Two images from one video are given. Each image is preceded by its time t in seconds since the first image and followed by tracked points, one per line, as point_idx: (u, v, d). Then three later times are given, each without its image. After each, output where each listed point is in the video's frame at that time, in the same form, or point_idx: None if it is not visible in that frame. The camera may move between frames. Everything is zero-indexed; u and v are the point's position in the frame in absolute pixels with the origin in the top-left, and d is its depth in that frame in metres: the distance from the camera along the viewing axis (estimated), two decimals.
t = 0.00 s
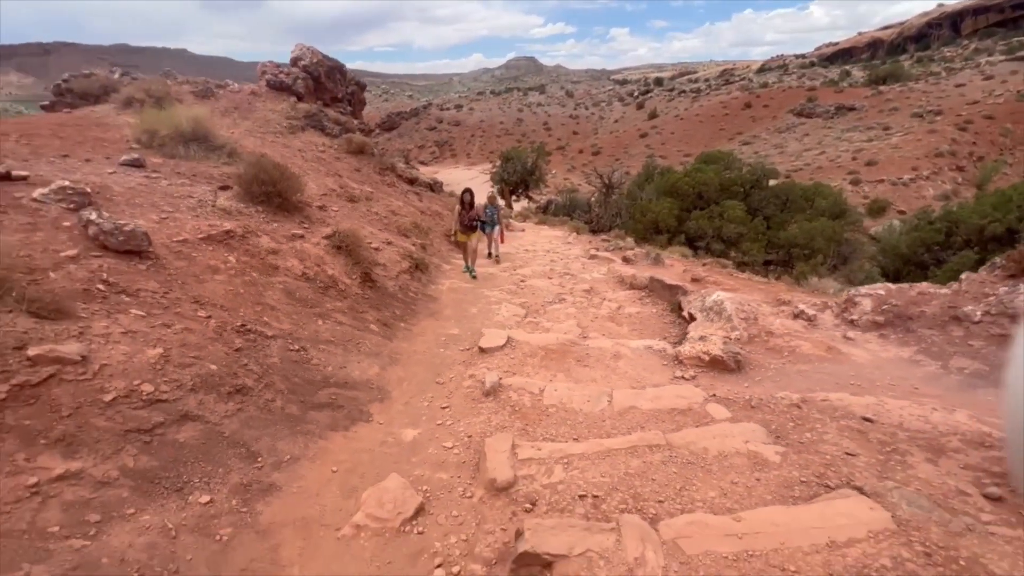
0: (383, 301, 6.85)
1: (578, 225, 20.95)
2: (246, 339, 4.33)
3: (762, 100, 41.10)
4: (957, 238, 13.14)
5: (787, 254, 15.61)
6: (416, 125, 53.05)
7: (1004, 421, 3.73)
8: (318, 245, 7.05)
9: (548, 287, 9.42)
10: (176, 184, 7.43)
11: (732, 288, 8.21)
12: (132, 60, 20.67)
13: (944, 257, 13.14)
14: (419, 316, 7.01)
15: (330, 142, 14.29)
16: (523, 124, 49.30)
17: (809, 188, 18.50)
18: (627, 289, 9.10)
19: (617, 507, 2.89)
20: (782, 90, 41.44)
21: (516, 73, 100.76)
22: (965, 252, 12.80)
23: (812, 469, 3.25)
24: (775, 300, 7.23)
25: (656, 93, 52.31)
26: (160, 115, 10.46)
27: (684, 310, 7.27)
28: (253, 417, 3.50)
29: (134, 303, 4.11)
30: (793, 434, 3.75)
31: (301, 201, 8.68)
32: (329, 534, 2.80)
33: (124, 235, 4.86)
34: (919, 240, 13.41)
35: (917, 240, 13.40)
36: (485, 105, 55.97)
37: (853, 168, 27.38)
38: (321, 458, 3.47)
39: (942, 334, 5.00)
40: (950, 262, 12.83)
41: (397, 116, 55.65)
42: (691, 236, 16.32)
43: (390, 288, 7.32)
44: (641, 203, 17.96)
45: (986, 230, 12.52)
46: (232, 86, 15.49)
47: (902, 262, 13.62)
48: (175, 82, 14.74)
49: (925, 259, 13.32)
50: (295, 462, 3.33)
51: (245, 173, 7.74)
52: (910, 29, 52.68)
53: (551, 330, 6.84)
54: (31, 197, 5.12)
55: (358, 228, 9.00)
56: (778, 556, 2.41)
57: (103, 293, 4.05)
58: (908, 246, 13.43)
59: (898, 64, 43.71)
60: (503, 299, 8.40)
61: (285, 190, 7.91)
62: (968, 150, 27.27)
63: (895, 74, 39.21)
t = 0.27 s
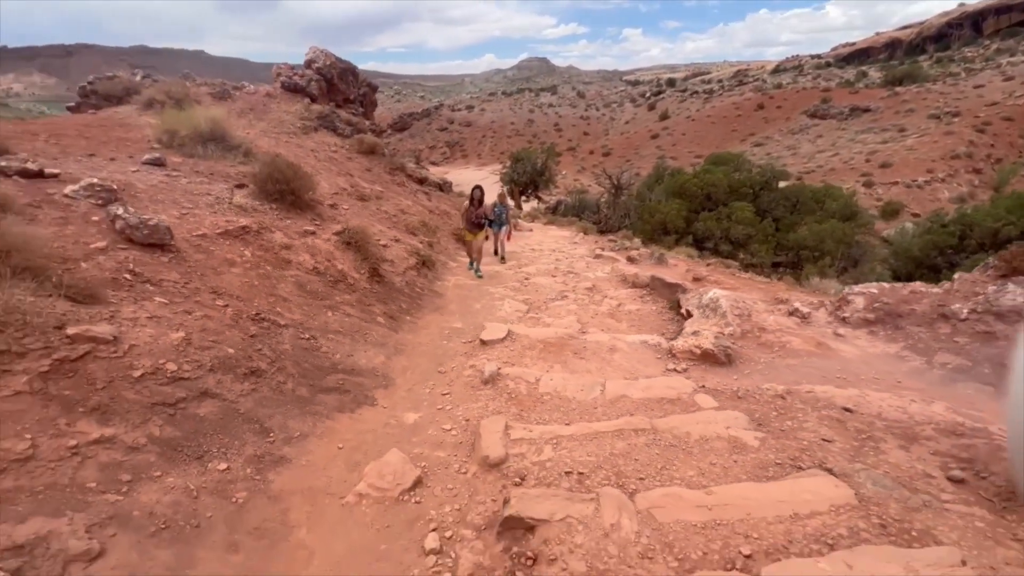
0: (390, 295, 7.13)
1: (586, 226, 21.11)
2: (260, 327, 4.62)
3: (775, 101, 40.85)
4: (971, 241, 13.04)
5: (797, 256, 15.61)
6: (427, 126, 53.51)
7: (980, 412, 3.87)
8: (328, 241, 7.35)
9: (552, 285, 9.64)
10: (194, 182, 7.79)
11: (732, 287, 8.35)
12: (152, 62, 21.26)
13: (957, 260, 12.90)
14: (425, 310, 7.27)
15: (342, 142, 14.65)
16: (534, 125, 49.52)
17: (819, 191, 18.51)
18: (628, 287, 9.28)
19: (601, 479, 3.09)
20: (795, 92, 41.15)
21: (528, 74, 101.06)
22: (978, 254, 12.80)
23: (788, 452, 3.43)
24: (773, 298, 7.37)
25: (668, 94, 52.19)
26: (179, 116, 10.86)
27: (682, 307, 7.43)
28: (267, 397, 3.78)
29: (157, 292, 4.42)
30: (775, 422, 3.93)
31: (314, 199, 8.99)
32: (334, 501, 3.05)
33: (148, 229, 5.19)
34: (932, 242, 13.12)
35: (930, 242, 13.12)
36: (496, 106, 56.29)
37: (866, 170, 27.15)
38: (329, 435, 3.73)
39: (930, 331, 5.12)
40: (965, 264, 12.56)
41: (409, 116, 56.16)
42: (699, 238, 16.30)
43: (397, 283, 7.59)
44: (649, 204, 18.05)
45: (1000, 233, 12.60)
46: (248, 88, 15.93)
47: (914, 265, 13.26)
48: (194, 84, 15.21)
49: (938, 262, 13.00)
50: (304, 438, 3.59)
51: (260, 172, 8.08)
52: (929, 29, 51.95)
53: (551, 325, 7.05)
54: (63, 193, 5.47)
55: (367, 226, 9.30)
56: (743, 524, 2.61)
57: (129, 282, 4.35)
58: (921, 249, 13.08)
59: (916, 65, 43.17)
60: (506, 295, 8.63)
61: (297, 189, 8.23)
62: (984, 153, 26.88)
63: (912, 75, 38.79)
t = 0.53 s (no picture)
0: (394, 292, 7.38)
1: (592, 227, 21.27)
2: (271, 320, 4.88)
3: (785, 103, 40.75)
4: (979, 245, 13.10)
5: (803, 258, 15.65)
6: (435, 127, 53.91)
7: (957, 407, 4.02)
8: (335, 240, 7.63)
9: (553, 284, 9.85)
10: (209, 182, 8.10)
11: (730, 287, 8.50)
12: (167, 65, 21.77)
13: (965, 263, 12.89)
14: (428, 307, 7.51)
15: (351, 144, 14.97)
16: (542, 127, 49.72)
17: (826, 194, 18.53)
18: (628, 287, 9.46)
19: (586, 462, 3.29)
20: (806, 94, 41.00)
21: (537, 75, 101.33)
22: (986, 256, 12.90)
23: (765, 441, 3.61)
24: (768, 298, 7.52)
25: (677, 96, 52.16)
26: (194, 118, 11.22)
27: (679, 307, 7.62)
28: (276, 385, 4.04)
29: (175, 286, 4.70)
30: (756, 413, 4.12)
31: (322, 200, 9.28)
32: (338, 479, 3.28)
33: (166, 228, 5.49)
34: (940, 246, 13.14)
35: (938, 246, 13.13)
36: (504, 108, 56.60)
37: (876, 173, 27.02)
38: (333, 420, 3.97)
39: (915, 330, 5.25)
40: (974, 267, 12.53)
41: (418, 118, 56.60)
42: (705, 240, 16.38)
43: (402, 281, 7.85)
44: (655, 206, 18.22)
45: (1008, 237, 12.75)
46: (260, 91, 16.31)
47: (922, 268, 13.23)
48: (208, 87, 15.62)
49: (946, 266, 12.99)
50: (311, 423, 3.84)
51: (272, 174, 8.39)
52: (944, 30, 51.44)
53: (549, 323, 7.26)
54: (86, 192, 5.77)
55: (374, 226, 9.57)
56: (714, 503, 2.80)
57: (149, 276, 4.62)
58: (929, 252, 13.07)
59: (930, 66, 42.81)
60: (508, 294, 8.85)
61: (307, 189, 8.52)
62: (995, 155, 26.67)
63: (924, 76, 38.57)
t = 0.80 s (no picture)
0: (400, 287, 7.66)
1: (596, 228, 21.49)
2: (284, 311, 5.17)
3: (792, 105, 40.76)
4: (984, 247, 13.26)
5: (807, 260, 15.69)
6: (442, 129, 54.30)
7: (934, 396, 4.23)
8: (344, 238, 7.93)
9: (555, 282, 10.09)
10: (223, 182, 8.43)
11: (728, 285, 8.70)
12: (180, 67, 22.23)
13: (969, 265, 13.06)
14: (433, 302, 7.79)
15: (359, 145, 15.31)
16: (548, 128, 49.98)
17: (830, 195, 18.64)
18: (628, 285, 9.69)
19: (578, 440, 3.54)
20: (813, 95, 40.98)
21: (543, 76, 101.60)
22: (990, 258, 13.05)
23: (748, 424, 3.84)
24: (764, 295, 7.73)
25: (683, 98, 52.22)
26: (208, 120, 11.58)
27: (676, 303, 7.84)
28: (290, 369, 4.32)
29: (195, 277, 4.99)
30: (742, 400, 4.35)
31: (331, 199, 9.59)
32: (348, 454, 3.55)
33: (186, 224, 5.79)
34: (946, 248, 13.38)
35: (943, 249, 13.35)
36: (511, 109, 56.93)
37: (883, 174, 27.01)
38: (343, 403, 4.25)
39: (901, 324, 5.46)
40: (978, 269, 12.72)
41: (424, 119, 57.00)
42: (708, 241, 16.53)
43: (408, 277, 8.13)
44: (659, 207, 18.43)
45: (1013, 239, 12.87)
46: (271, 93, 16.69)
47: (927, 270, 13.39)
48: (220, 89, 16.02)
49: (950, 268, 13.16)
50: (323, 405, 4.11)
51: (283, 174, 8.70)
52: (955, 31, 51.17)
53: (549, 318, 7.50)
54: (110, 190, 6.09)
55: (382, 224, 9.86)
56: (693, 476, 3.03)
57: (171, 269, 4.92)
58: (934, 254, 13.25)
59: (939, 67, 42.63)
60: (511, 291, 9.11)
61: (317, 189, 8.83)
62: (1002, 158, 26.61)
63: (933, 78, 38.46)
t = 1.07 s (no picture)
0: (406, 286, 7.92)
1: (599, 230, 21.73)
2: (298, 307, 5.44)
3: (797, 107, 40.86)
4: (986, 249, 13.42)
5: (808, 262, 15.66)
6: (447, 131, 54.69)
7: (915, 390, 4.43)
8: (352, 238, 8.21)
9: (556, 282, 10.33)
10: (236, 184, 8.73)
11: (726, 286, 8.90)
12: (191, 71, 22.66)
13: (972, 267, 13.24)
14: (437, 301, 8.05)
15: (366, 148, 15.62)
16: (552, 131, 50.25)
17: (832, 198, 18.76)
18: (628, 286, 9.91)
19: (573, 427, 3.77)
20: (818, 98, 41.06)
21: (548, 79, 101.93)
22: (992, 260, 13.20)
23: (735, 413, 4.08)
24: (759, 296, 7.94)
25: (688, 100, 52.37)
26: (220, 124, 11.90)
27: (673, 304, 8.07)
28: (304, 361, 4.59)
29: (213, 275, 5.27)
30: (731, 393, 4.58)
31: (340, 201, 9.88)
32: (359, 439, 3.81)
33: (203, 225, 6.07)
34: (948, 251, 13.62)
35: (946, 252, 13.57)
36: (515, 112, 57.28)
37: (887, 177, 27.07)
38: (353, 393, 4.51)
39: (888, 323, 5.67)
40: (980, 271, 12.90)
41: (430, 121, 57.40)
42: (711, 243, 16.69)
43: (413, 277, 8.40)
44: (663, 210, 18.68)
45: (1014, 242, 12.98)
46: (280, 97, 17.04)
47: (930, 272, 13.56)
48: (231, 94, 16.39)
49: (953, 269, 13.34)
50: (334, 395, 4.37)
51: (294, 176, 9.00)
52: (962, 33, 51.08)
53: (550, 317, 7.75)
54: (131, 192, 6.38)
55: (389, 226, 10.15)
56: (679, 459, 3.26)
57: (191, 266, 5.20)
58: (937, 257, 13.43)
59: (945, 70, 42.59)
60: (514, 291, 9.36)
61: (326, 191, 9.11)
62: (1008, 161, 26.60)
63: (939, 80, 38.48)
